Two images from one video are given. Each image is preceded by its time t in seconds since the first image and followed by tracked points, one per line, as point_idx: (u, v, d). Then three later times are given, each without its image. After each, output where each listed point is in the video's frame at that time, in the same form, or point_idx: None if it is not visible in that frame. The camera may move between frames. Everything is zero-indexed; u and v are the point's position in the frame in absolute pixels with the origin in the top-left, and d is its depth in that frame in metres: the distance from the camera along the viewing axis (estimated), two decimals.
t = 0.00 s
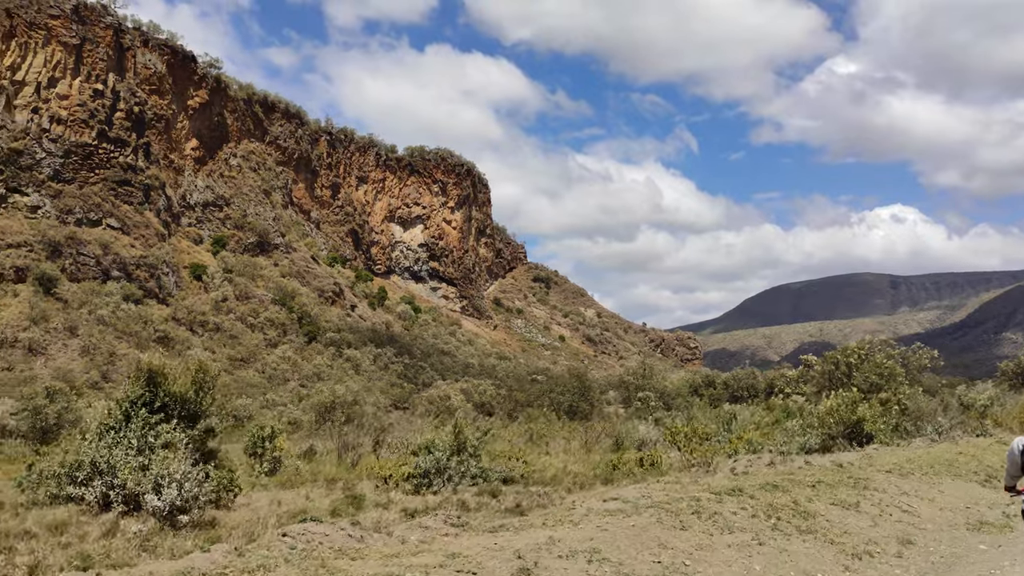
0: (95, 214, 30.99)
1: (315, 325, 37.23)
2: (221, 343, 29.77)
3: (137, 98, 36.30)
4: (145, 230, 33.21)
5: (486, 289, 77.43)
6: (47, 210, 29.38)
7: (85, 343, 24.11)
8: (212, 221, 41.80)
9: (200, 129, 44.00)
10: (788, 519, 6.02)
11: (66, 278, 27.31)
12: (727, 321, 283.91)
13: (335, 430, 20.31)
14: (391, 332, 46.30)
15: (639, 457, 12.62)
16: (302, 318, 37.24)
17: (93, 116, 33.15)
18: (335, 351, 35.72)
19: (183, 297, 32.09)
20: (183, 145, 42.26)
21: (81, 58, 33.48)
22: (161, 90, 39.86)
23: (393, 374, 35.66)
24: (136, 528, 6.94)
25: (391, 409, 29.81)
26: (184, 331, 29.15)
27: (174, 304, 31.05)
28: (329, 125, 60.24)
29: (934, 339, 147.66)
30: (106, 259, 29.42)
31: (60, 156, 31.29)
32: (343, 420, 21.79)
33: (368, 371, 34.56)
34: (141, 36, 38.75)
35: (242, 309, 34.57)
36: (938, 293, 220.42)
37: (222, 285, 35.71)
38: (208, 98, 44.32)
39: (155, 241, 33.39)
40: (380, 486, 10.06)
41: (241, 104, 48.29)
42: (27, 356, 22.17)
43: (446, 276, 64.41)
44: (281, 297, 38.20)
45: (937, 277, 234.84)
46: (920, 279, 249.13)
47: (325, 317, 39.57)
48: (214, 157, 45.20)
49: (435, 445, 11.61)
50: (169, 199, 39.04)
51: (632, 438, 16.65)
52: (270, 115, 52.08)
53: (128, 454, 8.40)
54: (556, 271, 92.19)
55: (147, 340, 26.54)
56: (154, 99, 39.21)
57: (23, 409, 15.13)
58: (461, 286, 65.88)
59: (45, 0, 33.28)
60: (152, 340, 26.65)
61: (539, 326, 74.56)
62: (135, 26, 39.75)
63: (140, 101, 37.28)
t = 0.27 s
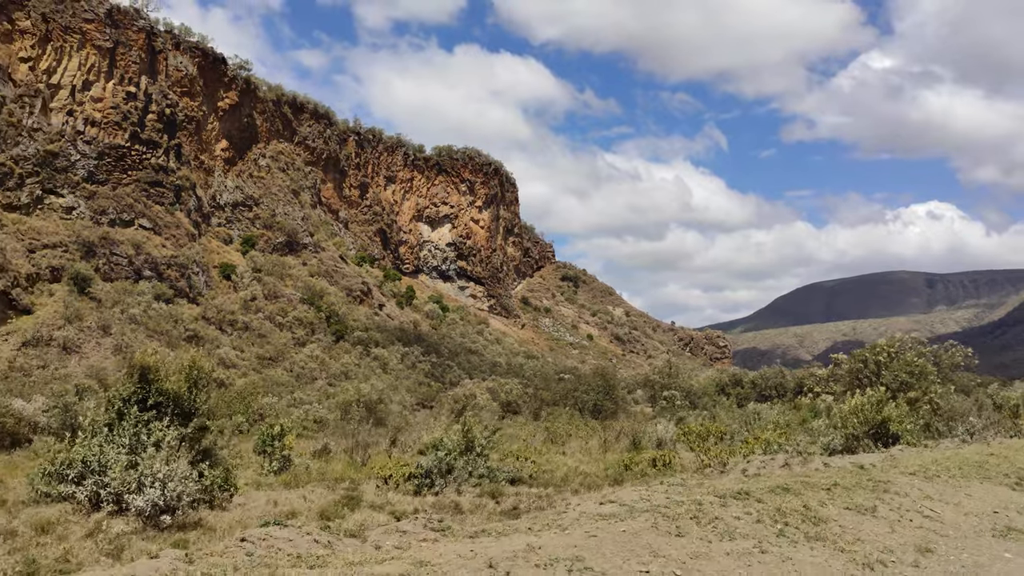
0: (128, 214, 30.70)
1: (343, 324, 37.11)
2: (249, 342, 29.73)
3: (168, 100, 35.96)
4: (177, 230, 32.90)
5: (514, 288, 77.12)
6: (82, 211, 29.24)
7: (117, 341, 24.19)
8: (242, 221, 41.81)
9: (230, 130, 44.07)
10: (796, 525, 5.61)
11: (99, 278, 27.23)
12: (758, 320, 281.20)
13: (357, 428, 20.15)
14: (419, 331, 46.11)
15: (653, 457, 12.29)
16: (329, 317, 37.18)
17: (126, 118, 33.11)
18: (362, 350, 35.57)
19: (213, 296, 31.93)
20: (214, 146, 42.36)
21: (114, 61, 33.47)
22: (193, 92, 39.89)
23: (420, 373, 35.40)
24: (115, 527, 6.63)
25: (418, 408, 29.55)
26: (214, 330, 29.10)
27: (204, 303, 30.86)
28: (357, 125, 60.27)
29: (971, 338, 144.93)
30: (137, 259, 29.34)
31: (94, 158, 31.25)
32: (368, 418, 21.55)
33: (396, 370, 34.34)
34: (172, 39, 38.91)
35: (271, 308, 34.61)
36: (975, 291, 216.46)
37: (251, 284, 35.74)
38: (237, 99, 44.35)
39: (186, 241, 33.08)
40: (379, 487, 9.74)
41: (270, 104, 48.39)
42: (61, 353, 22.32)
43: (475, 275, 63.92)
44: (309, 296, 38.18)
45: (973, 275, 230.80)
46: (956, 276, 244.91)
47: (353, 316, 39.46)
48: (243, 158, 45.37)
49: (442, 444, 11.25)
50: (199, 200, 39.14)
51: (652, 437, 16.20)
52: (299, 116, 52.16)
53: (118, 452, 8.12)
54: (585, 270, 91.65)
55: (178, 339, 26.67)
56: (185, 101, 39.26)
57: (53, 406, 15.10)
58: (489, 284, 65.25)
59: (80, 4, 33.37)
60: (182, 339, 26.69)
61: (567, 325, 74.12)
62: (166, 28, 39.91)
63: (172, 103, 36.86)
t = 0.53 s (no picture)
0: (159, 222, 30.72)
1: (372, 330, 37.06)
2: (279, 347, 29.74)
3: (198, 108, 35.75)
4: (207, 237, 32.75)
5: (542, 293, 76.89)
6: (114, 219, 29.34)
7: (149, 347, 24.23)
8: (271, 228, 42.01)
9: (260, 138, 44.25)
10: (806, 537, 5.31)
11: (131, 285, 27.39)
12: (791, 324, 278.20)
13: (379, 433, 19.91)
14: (448, 336, 45.97)
15: (669, 464, 11.98)
16: (359, 322, 37.18)
17: (157, 127, 33.12)
18: (391, 355, 35.46)
19: (244, 302, 31.91)
20: (244, 153, 42.56)
21: (145, 70, 33.71)
22: (222, 100, 40.06)
23: (449, 378, 35.17)
24: (101, 537, 6.49)
25: (445, 413, 29.31)
26: (244, 336, 29.12)
27: (235, 309, 30.77)
28: (386, 131, 60.40)
29: (1011, 340, 141.80)
30: (169, 266, 29.43)
31: (126, 166, 31.34)
32: (393, 424, 21.35)
33: (424, 375, 34.16)
34: (202, 48, 39.27)
35: (300, 314, 34.68)
36: (1015, 293, 212.22)
37: (281, 291, 35.86)
38: (267, 107, 44.56)
39: (216, 248, 33.00)
40: (382, 493, 9.53)
41: (300, 112, 48.72)
42: (96, 361, 22.52)
43: (504, 280, 63.62)
44: (338, 302, 38.21)
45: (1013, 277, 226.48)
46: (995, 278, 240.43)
47: (382, 322, 39.40)
48: (273, 165, 45.56)
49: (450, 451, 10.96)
50: (230, 207, 39.37)
51: (674, 442, 15.79)
52: (328, 123, 52.38)
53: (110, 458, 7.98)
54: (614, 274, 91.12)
55: (209, 345, 26.68)
56: (215, 109, 39.44)
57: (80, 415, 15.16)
58: (518, 289, 64.82)
59: (112, 14, 33.46)
60: (213, 346, 26.75)
61: (597, 329, 73.70)
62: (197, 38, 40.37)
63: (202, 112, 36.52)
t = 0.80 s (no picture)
0: (198, 235, 30.78)
1: (408, 341, 36.87)
2: (316, 359, 29.64)
3: (236, 123, 35.79)
4: (245, 250, 32.82)
5: (580, 303, 76.36)
6: (155, 233, 29.67)
7: (189, 360, 24.20)
8: (309, 240, 42.17)
9: (297, 151, 44.45)
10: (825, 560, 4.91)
11: (171, 298, 27.49)
12: (833, 332, 273.79)
13: (410, 446, 19.60)
14: (484, 347, 45.62)
15: (694, 478, 11.57)
16: (395, 334, 37.07)
17: (196, 142, 33.09)
18: (428, 367, 35.21)
19: (281, 314, 31.88)
20: (281, 167, 42.77)
21: (184, 87, 33.88)
22: (260, 114, 40.40)
23: (486, 389, 34.77)
24: (89, 558, 6.30)
25: (480, 425, 28.93)
26: (281, 348, 29.07)
27: (273, 321, 30.84)
28: (422, 143, 60.53)
29: None
30: (208, 279, 29.51)
31: (166, 181, 31.40)
32: (426, 436, 21.04)
33: (460, 386, 33.83)
34: (240, 64, 39.65)
35: (337, 325, 34.63)
36: None
37: (317, 303, 35.88)
38: (303, 121, 44.78)
39: (255, 261, 33.03)
40: (389, 510, 9.27)
41: (336, 125, 48.93)
42: (130, 372, 22.18)
43: (541, 290, 63.16)
44: (375, 314, 38.15)
45: None
46: None
47: (419, 334, 39.21)
48: (309, 178, 45.45)
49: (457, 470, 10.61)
50: (268, 220, 39.58)
51: (709, 453, 15.29)
52: (364, 136, 52.59)
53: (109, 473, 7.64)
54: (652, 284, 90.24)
55: (247, 357, 26.64)
56: (252, 124, 39.70)
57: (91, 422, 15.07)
58: (555, 300, 64.02)
59: (153, 33, 33.53)
60: (251, 358, 26.70)
61: (635, 339, 72.94)
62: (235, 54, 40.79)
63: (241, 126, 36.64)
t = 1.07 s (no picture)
0: (236, 249, 30.87)
1: (443, 352, 36.66)
2: (352, 370, 29.49)
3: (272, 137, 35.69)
4: (281, 263, 32.81)
5: (615, 313, 75.75)
6: (193, 247, 29.72)
7: (226, 371, 24.11)
8: (344, 252, 42.23)
9: (332, 164, 44.56)
10: None
11: (209, 311, 27.52)
12: (875, 340, 269.30)
13: (440, 455, 19.43)
14: (520, 358, 45.25)
15: (719, 492, 11.09)
16: (430, 345, 36.89)
17: (233, 156, 33.02)
18: (463, 378, 34.93)
19: (317, 326, 31.80)
20: (317, 180, 42.93)
21: (221, 102, 33.57)
22: (296, 128, 40.58)
23: (521, 400, 34.39)
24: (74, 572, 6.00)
25: (514, 436, 28.54)
26: (317, 360, 28.97)
27: (308, 333, 30.75)
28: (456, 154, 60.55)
29: None
30: (245, 291, 29.50)
31: (204, 196, 31.47)
32: (459, 446, 20.75)
33: (496, 397, 33.46)
34: (275, 78, 39.94)
35: (372, 337, 34.54)
36: None
37: (352, 315, 35.84)
38: (339, 133, 44.90)
39: (291, 274, 32.99)
40: (398, 526, 8.99)
41: (371, 137, 49.03)
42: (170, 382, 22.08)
43: (576, 301, 62.71)
44: (410, 325, 38.03)
45: None
46: None
47: (453, 344, 39.00)
48: (344, 190, 45.61)
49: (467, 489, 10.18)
50: (303, 232, 39.73)
51: (741, 463, 14.78)
52: (398, 148, 52.69)
53: (104, 487, 7.25)
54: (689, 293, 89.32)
55: (283, 369, 26.54)
56: (288, 137, 39.85)
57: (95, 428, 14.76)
58: (590, 309, 63.77)
59: (192, 49, 33.33)
60: (287, 369, 26.60)
61: (672, 349, 72.15)
62: (271, 69, 41.11)
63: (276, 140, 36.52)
